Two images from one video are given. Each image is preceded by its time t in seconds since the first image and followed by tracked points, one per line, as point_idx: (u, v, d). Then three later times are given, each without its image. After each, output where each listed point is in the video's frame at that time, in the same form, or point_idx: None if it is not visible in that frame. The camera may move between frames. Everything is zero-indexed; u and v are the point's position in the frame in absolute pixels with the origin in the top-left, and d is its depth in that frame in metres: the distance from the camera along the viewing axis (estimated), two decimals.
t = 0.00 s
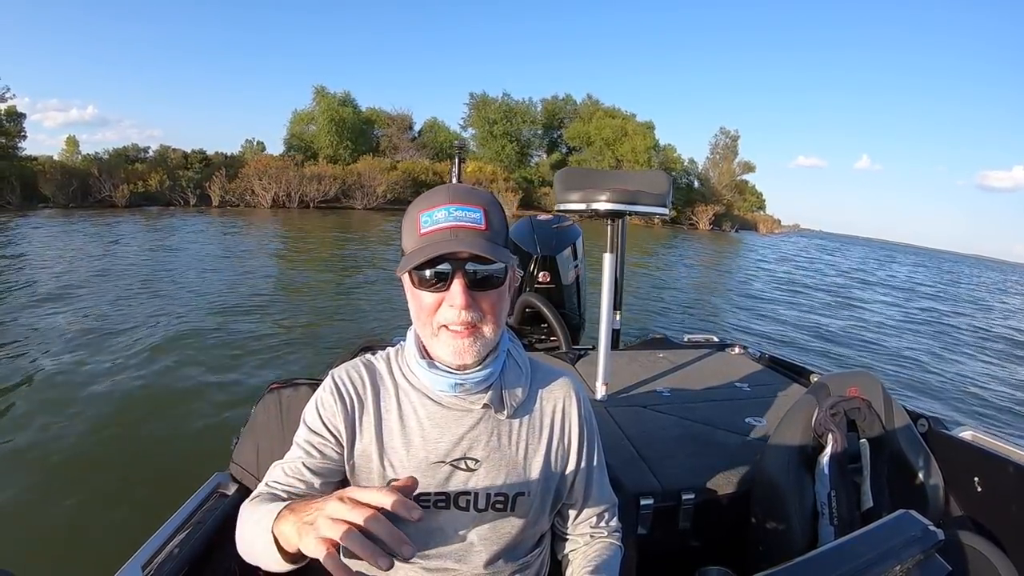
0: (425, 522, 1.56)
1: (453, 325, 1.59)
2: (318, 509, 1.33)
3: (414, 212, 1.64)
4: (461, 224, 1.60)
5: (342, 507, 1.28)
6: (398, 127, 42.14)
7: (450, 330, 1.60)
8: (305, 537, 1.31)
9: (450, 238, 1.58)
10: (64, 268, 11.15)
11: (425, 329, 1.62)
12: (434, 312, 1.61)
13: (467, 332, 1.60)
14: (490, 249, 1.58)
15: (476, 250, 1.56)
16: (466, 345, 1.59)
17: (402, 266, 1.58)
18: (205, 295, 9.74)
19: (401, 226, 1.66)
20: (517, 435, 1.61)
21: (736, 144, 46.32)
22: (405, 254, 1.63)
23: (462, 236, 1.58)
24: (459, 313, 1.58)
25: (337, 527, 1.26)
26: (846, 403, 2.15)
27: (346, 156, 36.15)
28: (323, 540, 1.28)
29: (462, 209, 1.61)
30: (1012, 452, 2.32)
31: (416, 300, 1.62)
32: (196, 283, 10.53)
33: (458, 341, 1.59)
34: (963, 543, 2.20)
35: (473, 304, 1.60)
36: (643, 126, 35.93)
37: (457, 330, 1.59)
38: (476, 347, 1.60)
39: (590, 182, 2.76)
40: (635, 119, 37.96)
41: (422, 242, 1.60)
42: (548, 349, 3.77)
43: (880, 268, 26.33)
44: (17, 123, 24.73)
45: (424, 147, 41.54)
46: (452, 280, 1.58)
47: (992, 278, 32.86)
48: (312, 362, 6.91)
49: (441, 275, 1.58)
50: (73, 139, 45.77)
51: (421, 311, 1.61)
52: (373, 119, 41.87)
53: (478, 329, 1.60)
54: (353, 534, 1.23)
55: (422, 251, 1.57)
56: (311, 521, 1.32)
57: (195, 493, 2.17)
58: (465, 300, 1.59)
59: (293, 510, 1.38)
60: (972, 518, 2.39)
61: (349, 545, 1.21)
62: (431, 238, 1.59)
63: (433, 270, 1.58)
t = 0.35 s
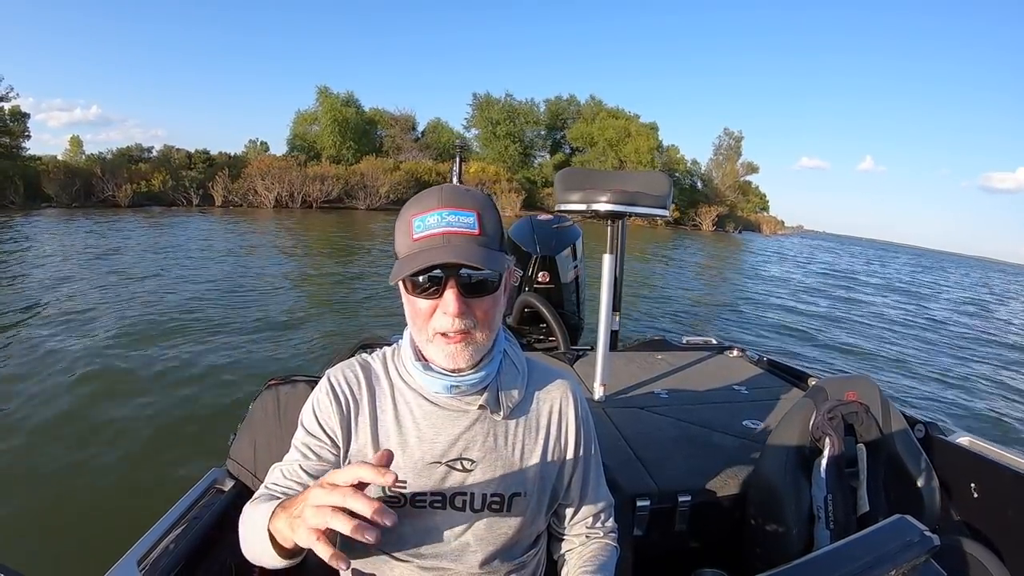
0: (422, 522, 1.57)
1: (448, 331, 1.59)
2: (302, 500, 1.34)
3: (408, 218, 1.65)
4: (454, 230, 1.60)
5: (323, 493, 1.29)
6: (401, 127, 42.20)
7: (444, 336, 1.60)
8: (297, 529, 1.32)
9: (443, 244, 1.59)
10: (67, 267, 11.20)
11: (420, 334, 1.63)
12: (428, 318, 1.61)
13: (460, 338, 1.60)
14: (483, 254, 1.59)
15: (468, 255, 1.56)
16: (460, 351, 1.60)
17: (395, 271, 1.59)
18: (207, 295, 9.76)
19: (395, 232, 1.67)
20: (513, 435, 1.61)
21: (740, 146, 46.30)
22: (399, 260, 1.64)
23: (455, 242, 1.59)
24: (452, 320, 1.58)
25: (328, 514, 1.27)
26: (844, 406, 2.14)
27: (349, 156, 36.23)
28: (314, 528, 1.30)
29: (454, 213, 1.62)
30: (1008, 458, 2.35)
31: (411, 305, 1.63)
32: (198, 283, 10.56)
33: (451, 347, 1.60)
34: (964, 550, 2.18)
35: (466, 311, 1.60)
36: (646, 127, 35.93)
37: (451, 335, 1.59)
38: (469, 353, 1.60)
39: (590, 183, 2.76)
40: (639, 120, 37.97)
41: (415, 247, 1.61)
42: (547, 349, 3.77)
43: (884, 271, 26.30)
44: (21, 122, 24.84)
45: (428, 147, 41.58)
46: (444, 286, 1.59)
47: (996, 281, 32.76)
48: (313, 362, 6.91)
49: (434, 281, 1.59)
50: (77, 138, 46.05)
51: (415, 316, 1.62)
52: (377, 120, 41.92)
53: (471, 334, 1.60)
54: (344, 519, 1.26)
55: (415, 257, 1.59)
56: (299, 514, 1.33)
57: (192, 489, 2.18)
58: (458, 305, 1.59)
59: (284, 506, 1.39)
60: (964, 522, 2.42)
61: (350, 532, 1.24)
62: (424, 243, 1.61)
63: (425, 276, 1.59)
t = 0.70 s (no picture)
0: (423, 524, 1.57)
1: (452, 320, 1.59)
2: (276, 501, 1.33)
3: (411, 208, 1.64)
4: (458, 218, 1.60)
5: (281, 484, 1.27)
6: (403, 128, 42.19)
7: (449, 325, 1.59)
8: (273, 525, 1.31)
9: (448, 233, 1.58)
10: (69, 269, 11.22)
11: (424, 325, 1.62)
12: (433, 307, 1.60)
13: (465, 327, 1.59)
14: (488, 243, 1.59)
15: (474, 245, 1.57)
16: (465, 340, 1.59)
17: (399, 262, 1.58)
18: (209, 296, 9.78)
19: (397, 222, 1.66)
20: (514, 436, 1.61)
21: (743, 144, 46.21)
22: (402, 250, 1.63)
23: (460, 230, 1.58)
24: (458, 307, 1.59)
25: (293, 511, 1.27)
26: (845, 405, 2.13)
27: (351, 157, 36.28)
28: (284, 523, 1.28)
29: (458, 203, 1.61)
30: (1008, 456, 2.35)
31: (414, 295, 1.62)
32: (200, 284, 10.58)
33: (457, 336, 1.59)
34: (968, 549, 2.17)
35: (472, 298, 1.60)
36: (648, 127, 35.88)
37: (455, 325, 1.59)
38: (475, 343, 1.60)
39: (589, 183, 2.76)
40: (641, 119, 37.92)
41: (419, 237, 1.60)
42: (548, 349, 3.77)
43: (888, 270, 26.21)
44: (24, 125, 24.92)
45: (430, 147, 41.59)
46: (450, 274, 1.59)
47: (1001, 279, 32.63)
48: (314, 363, 6.92)
49: (439, 270, 1.59)
50: (79, 141, 46.20)
51: (420, 306, 1.61)
52: (379, 120, 41.95)
53: (476, 324, 1.60)
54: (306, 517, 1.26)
55: (419, 246, 1.57)
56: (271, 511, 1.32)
57: (193, 490, 2.19)
58: (463, 293, 1.59)
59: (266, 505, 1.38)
60: (964, 519, 2.42)
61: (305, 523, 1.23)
62: (428, 232, 1.59)
63: (431, 266, 1.58)
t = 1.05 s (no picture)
0: (424, 525, 1.56)
1: (464, 336, 1.56)
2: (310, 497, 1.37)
3: (428, 217, 1.62)
4: (477, 232, 1.58)
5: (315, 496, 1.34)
6: (406, 127, 42.17)
7: (460, 339, 1.56)
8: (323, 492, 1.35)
9: (466, 246, 1.56)
10: (71, 267, 11.24)
11: (433, 336, 1.59)
12: (445, 320, 1.57)
13: (476, 343, 1.56)
14: (507, 258, 1.58)
15: (492, 259, 1.55)
16: (472, 354, 1.56)
17: (415, 270, 1.55)
18: (211, 295, 9.78)
19: (413, 230, 1.63)
20: (516, 438, 1.60)
21: (746, 144, 46.14)
22: (417, 260, 1.60)
23: (478, 246, 1.57)
24: (471, 323, 1.55)
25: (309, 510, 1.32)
26: (845, 402, 2.12)
27: (353, 156, 36.30)
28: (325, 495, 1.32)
29: (478, 216, 1.60)
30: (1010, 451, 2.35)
31: (425, 306, 1.58)
32: (201, 283, 10.59)
33: (465, 351, 1.56)
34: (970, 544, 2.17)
35: (485, 314, 1.57)
36: (651, 126, 35.82)
37: (466, 339, 1.56)
38: (482, 356, 1.57)
39: (589, 183, 2.75)
40: (644, 119, 37.85)
41: (436, 248, 1.57)
42: (549, 350, 3.77)
43: (892, 270, 26.12)
44: (27, 123, 25.02)
45: (432, 146, 41.59)
46: (466, 288, 1.56)
47: (1005, 280, 32.54)
48: (315, 362, 6.91)
49: (454, 282, 1.55)
50: (82, 139, 46.34)
51: (432, 317, 1.58)
52: (382, 119, 41.96)
53: (488, 339, 1.57)
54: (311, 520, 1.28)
55: (437, 257, 1.55)
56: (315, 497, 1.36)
57: (195, 496, 2.19)
58: (478, 307, 1.55)
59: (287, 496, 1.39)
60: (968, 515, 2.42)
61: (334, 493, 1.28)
62: (446, 243, 1.57)
63: (447, 277, 1.55)
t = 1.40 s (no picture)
0: (430, 526, 1.54)
1: (475, 338, 1.55)
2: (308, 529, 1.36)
3: (445, 217, 1.61)
4: (494, 234, 1.57)
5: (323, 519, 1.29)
6: (409, 126, 42.17)
7: (471, 342, 1.55)
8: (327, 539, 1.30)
9: (483, 248, 1.55)
10: (74, 264, 11.27)
11: (445, 338, 1.58)
12: (458, 322, 1.56)
13: (488, 346, 1.55)
14: (523, 262, 1.57)
15: (509, 263, 1.54)
16: (484, 358, 1.54)
17: (430, 270, 1.54)
18: (213, 293, 9.79)
19: (429, 229, 1.62)
20: (524, 441, 1.58)
21: (749, 144, 46.11)
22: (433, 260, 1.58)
23: (495, 248, 1.55)
24: (484, 326, 1.54)
25: (323, 551, 1.28)
26: (850, 399, 2.10)
27: (356, 154, 36.30)
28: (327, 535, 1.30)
29: (496, 218, 1.58)
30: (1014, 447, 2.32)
31: (439, 306, 1.57)
32: (203, 281, 10.60)
33: (477, 354, 1.55)
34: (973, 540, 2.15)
35: (499, 318, 1.56)
36: (655, 126, 35.75)
37: (479, 343, 1.54)
38: (494, 361, 1.55)
39: (588, 183, 2.74)
40: (648, 118, 37.80)
41: (453, 248, 1.56)
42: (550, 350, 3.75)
43: (895, 270, 26.10)
44: (30, 120, 25.09)
45: (435, 145, 41.61)
46: (480, 290, 1.55)
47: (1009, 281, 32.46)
48: (315, 360, 6.92)
49: (470, 285, 1.55)
50: (85, 136, 46.50)
51: (445, 318, 1.57)
52: (385, 117, 41.95)
53: (500, 342, 1.55)
54: (348, 561, 1.28)
55: (454, 258, 1.54)
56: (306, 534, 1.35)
57: (198, 501, 2.19)
58: (492, 310, 1.54)
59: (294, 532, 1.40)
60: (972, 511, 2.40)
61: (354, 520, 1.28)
62: (463, 244, 1.56)
63: (464, 278, 1.54)
